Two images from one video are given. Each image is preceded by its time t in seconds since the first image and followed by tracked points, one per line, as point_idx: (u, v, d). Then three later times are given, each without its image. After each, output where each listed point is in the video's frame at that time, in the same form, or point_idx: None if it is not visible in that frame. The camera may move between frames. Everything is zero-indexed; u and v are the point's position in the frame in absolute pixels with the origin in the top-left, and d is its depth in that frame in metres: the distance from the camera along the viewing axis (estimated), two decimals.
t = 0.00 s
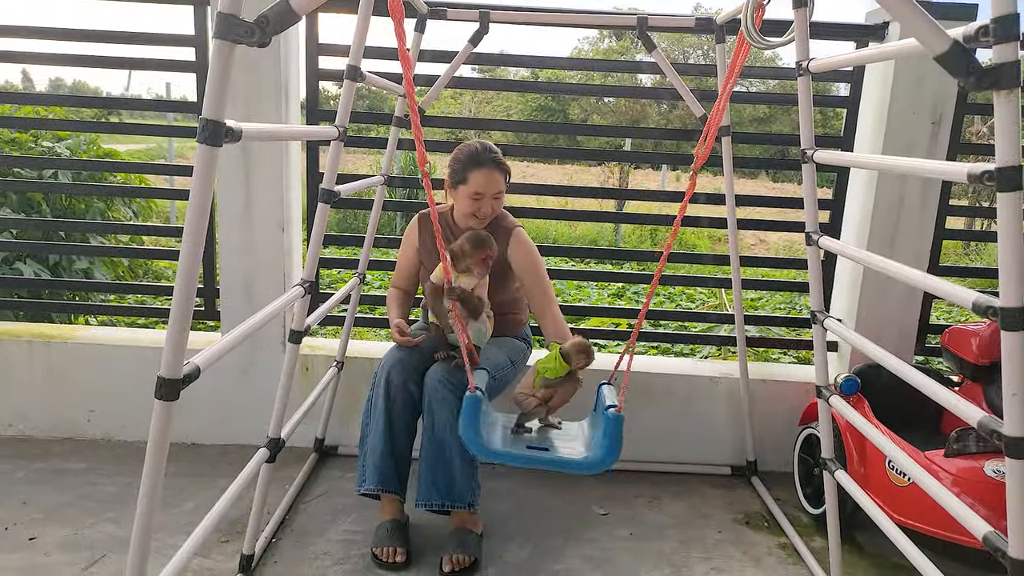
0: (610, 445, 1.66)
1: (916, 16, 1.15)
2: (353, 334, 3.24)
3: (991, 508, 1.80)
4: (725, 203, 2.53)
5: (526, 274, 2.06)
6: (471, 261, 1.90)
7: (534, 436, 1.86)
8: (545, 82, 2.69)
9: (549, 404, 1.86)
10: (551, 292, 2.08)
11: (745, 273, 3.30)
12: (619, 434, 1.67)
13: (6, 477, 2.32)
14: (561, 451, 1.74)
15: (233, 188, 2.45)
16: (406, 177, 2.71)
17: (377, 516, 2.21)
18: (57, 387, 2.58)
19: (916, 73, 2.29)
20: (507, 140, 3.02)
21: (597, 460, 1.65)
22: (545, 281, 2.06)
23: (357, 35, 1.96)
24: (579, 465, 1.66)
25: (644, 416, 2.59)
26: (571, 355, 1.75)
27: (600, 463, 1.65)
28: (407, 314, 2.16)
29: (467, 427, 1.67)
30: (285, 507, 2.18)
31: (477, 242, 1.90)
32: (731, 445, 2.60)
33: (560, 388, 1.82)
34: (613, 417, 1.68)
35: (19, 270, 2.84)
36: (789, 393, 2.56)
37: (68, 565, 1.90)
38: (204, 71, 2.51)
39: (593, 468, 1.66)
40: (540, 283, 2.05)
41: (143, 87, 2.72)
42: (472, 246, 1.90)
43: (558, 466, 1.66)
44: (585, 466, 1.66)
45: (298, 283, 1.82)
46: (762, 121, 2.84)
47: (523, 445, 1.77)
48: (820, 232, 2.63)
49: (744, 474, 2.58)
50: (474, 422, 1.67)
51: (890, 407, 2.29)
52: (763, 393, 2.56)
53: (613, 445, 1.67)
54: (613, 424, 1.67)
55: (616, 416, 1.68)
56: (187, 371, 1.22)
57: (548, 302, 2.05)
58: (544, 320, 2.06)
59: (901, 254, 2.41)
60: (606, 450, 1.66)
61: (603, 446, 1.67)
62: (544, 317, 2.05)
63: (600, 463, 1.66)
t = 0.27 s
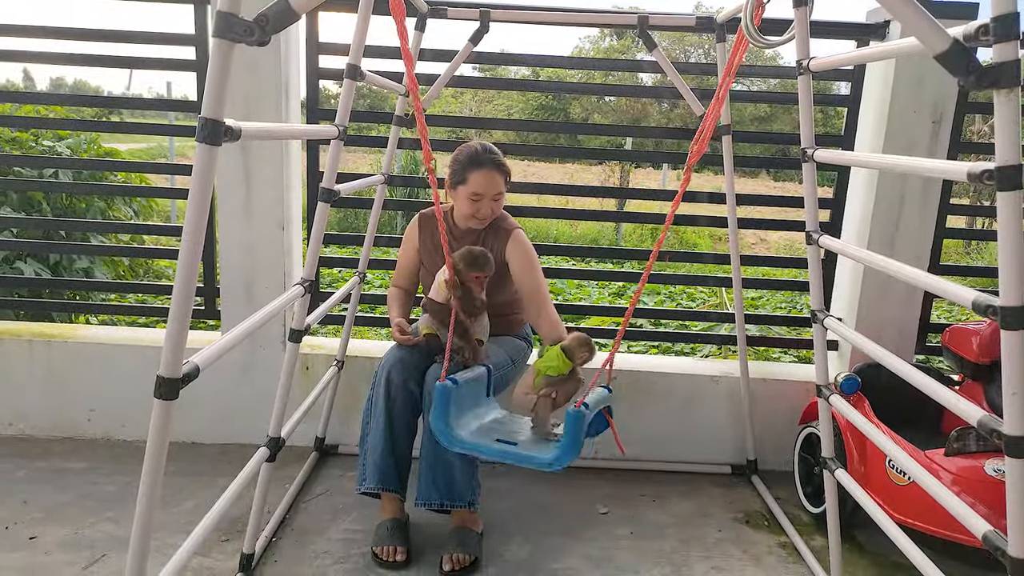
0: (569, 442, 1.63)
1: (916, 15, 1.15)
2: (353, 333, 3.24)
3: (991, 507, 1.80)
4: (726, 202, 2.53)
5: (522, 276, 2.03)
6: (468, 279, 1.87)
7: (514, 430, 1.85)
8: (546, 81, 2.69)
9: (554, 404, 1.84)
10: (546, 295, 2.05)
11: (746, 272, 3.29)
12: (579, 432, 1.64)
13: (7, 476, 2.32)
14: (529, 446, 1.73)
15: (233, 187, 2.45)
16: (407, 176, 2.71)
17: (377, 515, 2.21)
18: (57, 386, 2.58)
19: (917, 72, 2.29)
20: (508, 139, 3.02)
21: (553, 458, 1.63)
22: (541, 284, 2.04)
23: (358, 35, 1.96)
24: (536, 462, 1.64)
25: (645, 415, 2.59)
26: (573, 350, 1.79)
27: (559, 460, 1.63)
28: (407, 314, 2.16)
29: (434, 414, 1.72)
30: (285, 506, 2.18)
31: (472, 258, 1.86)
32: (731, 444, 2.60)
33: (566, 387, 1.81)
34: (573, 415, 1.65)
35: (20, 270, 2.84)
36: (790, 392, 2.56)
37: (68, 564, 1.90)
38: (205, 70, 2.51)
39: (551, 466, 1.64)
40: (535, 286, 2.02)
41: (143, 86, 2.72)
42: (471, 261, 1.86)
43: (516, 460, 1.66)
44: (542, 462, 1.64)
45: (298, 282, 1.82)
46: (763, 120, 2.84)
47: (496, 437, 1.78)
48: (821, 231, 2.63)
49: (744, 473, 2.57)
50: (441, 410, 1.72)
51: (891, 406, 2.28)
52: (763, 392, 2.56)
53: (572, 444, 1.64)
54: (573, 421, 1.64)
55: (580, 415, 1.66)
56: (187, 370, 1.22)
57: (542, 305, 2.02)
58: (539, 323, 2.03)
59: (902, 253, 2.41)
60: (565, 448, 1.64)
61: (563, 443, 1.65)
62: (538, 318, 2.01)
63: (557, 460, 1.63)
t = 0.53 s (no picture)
0: (607, 451, 1.68)
1: (914, 14, 1.15)
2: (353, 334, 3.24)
3: (990, 506, 1.80)
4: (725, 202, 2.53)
5: (518, 277, 2.03)
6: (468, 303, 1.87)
7: (531, 439, 1.87)
8: (544, 81, 2.69)
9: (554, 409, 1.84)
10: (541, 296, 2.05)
11: (745, 271, 3.29)
12: (616, 440, 1.69)
13: (6, 478, 2.32)
14: (558, 456, 1.76)
15: (232, 188, 2.45)
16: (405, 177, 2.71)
17: (376, 515, 2.21)
18: (57, 388, 2.58)
19: (915, 70, 2.29)
20: (507, 139, 3.02)
21: (594, 466, 1.68)
22: (537, 286, 2.03)
23: (356, 35, 1.96)
24: (576, 470, 1.68)
25: (644, 415, 2.59)
26: (551, 357, 1.77)
27: (598, 467, 1.68)
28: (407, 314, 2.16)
29: (463, 437, 1.68)
30: (285, 507, 2.18)
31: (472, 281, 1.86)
32: (731, 444, 2.60)
33: (560, 394, 1.80)
34: (608, 424, 1.69)
35: (19, 271, 2.84)
36: (789, 392, 2.56)
37: (68, 566, 1.90)
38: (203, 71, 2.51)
39: (590, 474, 1.68)
40: (530, 288, 2.02)
41: (142, 88, 2.72)
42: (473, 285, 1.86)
43: (555, 472, 1.68)
44: (582, 471, 1.68)
45: (297, 283, 1.82)
46: (762, 119, 2.84)
47: (521, 450, 1.78)
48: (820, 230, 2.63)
49: (744, 473, 2.58)
50: (469, 433, 1.68)
51: (890, 406, 2.29)
52: (763, 391, 2.56)
53: (609, 451, 1.69)
54: (610, 431, 1.69)
55: (613, 423, 1.70)
56: (186, 371, 1.22)
57: (536, 307, 2.02)
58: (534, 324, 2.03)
59: (901, 252, 2.41)
60: (602, 456, 1.68)
61: (599, 450, 1.69)
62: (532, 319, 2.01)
63: (596, 468, 1.68)
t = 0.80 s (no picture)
0: (606, 449, 1.68)
1: (912, 14, 1.15)
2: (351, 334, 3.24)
3: (988, 504, 1.80)
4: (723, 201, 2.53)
5: (514, 278, 2.02)
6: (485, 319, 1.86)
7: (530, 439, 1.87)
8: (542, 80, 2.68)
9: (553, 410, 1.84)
10: (537, 297, 2.04)
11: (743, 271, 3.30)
12: (615, 439, 1.70)
13: (4, 478, 2.32)
14: (558, 455, 1.77)
15: (230, 188, 2.45)
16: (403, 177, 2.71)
17: (375, 515, 2.21)
18: (54, 388, 2.58)
19: (913, 70, 2.29)
20: (505, 139, 3.02)
21: (594, 464, 1.68)
22: (532, 286, 2.03)
23: (354, 35, 1.96)
24: (575, 469, 1.68)
25: (643, 414, 2.59)
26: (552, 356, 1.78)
27: (597, 466, 1.68)
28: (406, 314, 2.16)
29: (461, 437, 1.69)
30: (283, 507, 2.18)
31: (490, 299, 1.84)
32: (729, 443, 2.60)
33: (560, 394, 1.80)
34: (607, 422, 1.70)
35: (16, 271, 2.83)
36: (787, 391, 2.56)
37: (65, 567, 1.90)
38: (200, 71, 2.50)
39: (590, 472, 1.69)
40: (525, 289, 2.02)
41: (139, 87, 2.71)
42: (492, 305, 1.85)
43: (554, 471, 1.68)
44: (582, 469, 1.68)
45: (295, 283, 1.82)
46: (760, 119, 2.85)
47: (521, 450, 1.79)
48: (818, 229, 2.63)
49: (742, 472, 2.58)
50: (468, 433, 1.69)
51: (888, 405, 2.29)
52: (761, 390, 2.57)
53: (608, 450, 1.69)
54: (609, 429, 1.69)
55: (612, 422, 1.70)
56: (183, 371, 1.22)
57: (532, 307, 2.01)
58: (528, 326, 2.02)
59: (898, 251, 2.42)
60: (602, 455, 1.69)
61: (598, 448, 1.69)
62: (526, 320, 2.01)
63: (596, 466, 1.68)
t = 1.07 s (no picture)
0: (611, 450, 1.69)
1: (911, 14, 1.15)
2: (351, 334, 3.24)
3: (987, 503, 1.80)
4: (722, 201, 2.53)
5: (512, 278, 2.01)
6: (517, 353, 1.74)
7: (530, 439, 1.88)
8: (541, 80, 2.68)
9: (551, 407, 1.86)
10: (535, 298, 2.03)
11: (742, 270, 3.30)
12: (619, 440, 1.71)
13: (3, 479, 2.32)
14: (560, 457, 1.77)
15: (229, 189, 2.45)
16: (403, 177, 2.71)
17: (375, 516, 2.21)
18: (54, 389, 2.57)
19: (912, 69, 2.29)
20: (504, 139, 3.02)
21: (599, 465, 1.69)
22: (531, 287, 2.01)
23: (353, 35, 1.95)
24: (580, 471, 1.69)
25: (643, 414, 2.59)
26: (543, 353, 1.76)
27: (603, 467, 1.69)
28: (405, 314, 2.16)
29: (464, 438, 1.69)
30: (283, 507, 2.18)
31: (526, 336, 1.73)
32: (729, 443, 2.60)
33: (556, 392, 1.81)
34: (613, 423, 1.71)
35: (15, 272, 2.83)
36: (787, 390, 2.56)
37: (65, 567, 1.90)
38: (199, 71, 2.50)
39: (595, 473, 1.69)
40: (524, 289, 2.00)
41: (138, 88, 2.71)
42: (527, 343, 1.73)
43: (559, 473, 1.68)
44: (587, 471, 1.69)
45: (294, 283, 1.82)
46: (759, 118, 2.85)
47: (523, 451, 1.79)
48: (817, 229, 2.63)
49: (741, 472, 2.58)
50: (472, 434, 1.69)
51: (887, 404, 2.29)
52: (761, 389, 2.57)
53: (614, 450, 1.70)
54: (614, 430, 1.71)
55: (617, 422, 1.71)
56: (183, 372, 1.22)
57: (530, 308, 1.99)
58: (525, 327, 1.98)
59: (898, 251, 2.42)
60: (607, 455, 1.70)
61: (604, 449, 1.71)
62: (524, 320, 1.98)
63: (601, 468, 1.69)
